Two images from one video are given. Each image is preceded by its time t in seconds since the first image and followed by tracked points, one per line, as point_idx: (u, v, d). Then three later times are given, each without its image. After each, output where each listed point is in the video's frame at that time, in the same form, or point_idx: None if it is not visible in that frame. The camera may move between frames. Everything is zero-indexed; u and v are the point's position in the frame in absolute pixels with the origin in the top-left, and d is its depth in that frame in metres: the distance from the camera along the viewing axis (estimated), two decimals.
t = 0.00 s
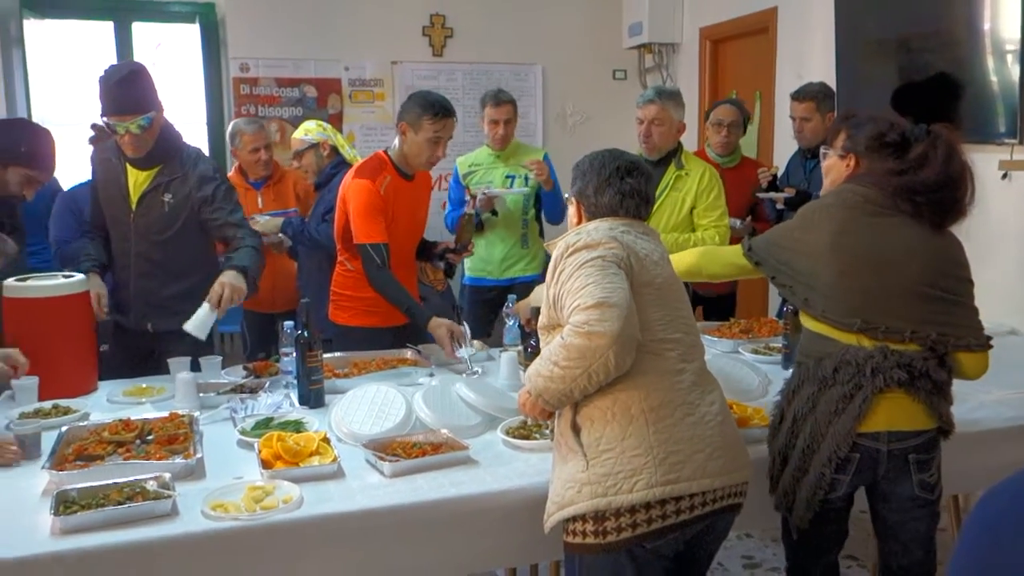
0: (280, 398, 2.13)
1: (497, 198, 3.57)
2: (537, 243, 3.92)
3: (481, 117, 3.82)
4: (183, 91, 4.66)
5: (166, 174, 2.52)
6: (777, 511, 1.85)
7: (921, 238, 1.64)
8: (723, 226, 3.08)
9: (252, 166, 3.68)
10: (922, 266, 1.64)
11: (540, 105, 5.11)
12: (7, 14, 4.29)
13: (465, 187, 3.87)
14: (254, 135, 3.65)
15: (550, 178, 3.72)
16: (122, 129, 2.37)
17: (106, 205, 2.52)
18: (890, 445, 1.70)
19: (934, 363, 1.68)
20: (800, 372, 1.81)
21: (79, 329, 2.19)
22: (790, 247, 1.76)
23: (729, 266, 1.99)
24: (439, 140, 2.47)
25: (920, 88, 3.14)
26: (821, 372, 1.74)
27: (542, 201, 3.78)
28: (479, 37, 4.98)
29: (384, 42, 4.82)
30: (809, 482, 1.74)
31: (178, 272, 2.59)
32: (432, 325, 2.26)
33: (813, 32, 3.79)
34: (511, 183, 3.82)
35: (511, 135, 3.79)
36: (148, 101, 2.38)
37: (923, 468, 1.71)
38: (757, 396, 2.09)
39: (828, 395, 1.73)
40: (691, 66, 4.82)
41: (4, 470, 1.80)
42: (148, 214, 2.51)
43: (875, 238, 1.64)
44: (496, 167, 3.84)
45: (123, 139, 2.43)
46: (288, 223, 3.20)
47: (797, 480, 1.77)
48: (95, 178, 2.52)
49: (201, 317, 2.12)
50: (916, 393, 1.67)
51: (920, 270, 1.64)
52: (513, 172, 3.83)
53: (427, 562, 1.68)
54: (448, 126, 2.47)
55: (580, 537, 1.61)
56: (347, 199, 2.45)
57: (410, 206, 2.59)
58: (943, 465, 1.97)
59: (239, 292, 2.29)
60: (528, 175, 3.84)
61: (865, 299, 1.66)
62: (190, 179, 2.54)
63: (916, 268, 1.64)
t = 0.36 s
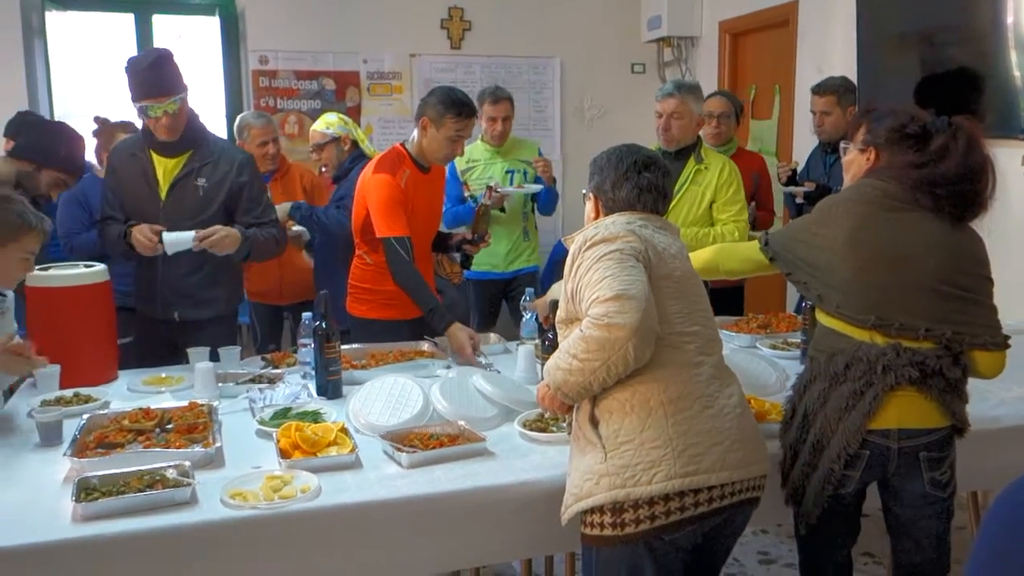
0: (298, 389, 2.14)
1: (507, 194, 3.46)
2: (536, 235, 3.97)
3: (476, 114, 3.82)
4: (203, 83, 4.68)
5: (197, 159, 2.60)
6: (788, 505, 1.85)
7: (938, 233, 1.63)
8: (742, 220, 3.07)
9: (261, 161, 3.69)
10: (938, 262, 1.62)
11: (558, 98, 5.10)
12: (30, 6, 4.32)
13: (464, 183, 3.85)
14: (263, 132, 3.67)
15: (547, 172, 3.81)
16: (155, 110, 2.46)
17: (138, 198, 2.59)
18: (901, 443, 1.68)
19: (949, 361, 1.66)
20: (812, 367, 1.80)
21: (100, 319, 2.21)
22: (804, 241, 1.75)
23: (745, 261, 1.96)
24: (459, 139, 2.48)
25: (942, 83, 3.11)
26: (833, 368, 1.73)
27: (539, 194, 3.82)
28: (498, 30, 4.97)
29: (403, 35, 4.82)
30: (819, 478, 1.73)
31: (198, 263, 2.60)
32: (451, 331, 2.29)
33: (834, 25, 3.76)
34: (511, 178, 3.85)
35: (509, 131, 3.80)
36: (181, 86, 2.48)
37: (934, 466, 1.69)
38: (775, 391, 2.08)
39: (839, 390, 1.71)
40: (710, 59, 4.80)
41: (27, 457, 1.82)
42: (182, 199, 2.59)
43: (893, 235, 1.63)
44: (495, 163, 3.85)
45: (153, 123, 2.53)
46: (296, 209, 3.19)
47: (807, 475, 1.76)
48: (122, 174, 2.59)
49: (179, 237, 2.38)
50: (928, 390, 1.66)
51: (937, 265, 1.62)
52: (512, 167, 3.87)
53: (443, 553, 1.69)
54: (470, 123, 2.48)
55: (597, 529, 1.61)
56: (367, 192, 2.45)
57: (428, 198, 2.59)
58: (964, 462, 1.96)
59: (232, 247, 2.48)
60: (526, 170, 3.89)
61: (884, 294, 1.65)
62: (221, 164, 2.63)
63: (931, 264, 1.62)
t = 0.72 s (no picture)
0: (315, 381, 2.15)
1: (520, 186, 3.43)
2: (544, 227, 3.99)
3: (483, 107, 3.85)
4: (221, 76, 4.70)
5: (216, 147, 2.64)
6: (803, 501, 1.84)
7: (959, 229, 1.62)
8: (761, 215, 3.05)
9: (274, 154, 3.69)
10: (959, 258, 1.61)
11: (574, 93, 5.09)
12: None
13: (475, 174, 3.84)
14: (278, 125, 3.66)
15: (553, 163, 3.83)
16: (189, 92, 2.53)
17: (155, 187, 2.59)
18: (920, 440, 1.67)
19: (969, 358, 1.65)
20: (831, 363, 1.79)
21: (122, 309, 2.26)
22: (824, 237, 1.74)
23: (766, 258, 1.95)
24: (476, 128, 2.48)
25: (963, 78, 3.08)
26: (851, 365, 1.72)
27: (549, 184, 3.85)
28: (515, 24, 4.96)
29: (420, 29, 4.82)
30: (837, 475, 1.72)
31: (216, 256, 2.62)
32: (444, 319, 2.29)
33: (854, 20, 3.74)
34: (520, 170, 3.85)
35: (515, 123, 3.82)
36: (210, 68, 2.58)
37: (954, 463, 1.68)
38: (793, 387, 2.07)
39: (857, 387, 1.70)
40: (728, 53, 4.77)
41: (48, 446, 1.83)
42: (204, 183, 2.62)
43: (911, 230, 1.62)
44: (503, 155, 3.86)
45: (179, 109, 2.57)
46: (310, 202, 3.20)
47: (825, 472, 1.75)
48: (138, 165, 2.59)
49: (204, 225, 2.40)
50: (947, 387, 1.64)
51: (957, 261, 1.61)
52: (520, 159, 3.87)
53: (460, 545, 1.69)
54: (486, 116, 2.48)
55: (614, 523, 1.61)
56: (380, 182, 2.45)
57: (443, 191, 2.59)
58: (983, 460, 1.94)
59: (254, 236, 2.50)
60: (534, 161, 3.89)
61: (902, 290, 1.63)
62: (238, 152, 2.68)
63: (952, 260, 1.61)
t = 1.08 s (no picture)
0: (336, 376, 2.16)
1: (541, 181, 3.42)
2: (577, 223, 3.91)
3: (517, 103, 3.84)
4: (243, 73, 4.73)
5: (230, 143, 2.64)
6: (824, 500, 1.83)
7: (983, 227, 1.60)
8: (784, 213, 3.03)
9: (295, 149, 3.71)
10: (984, 257, 1.59)
11: (594, 89, 5.08)
12: None
13: (506, 168, 3.87)
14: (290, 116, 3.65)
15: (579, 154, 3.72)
16: (206, 87, 2.58)
17: (173, 183, 2.61)
18: (942, 440, 1.65)
19: (993, 358, 1.63)
20: (853, 362, 1.77)
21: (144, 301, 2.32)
22: (847, 236, 1.73)
23: (790, 260, 1.94)
24: (491, 123, 2.47)
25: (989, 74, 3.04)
26: (873, 363, 1.71)
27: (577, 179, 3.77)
28: (535, 21, 4.95)
29: (440, 25, 4.82)
30: (858, 474, 1.71)
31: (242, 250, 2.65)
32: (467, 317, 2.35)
33: (877, 16, 3.70)
34: (549, 166, 3.81)
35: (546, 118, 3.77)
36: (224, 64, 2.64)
37: (976, 464, 1.66)
38: (815, 386, 2.06)
39: (879, 386, 1.69)
40: (749, 49, 4.74)
41: (73, 439, 1.85)
42: (219, 178, 2.63)
43: (936, 229, 1.60)
44: (535, 150, 3.83)
45: (194, 104, 2.60)
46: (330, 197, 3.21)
47: (845, 471, 1.74)
48: (156, 163, 2.61)
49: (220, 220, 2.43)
50: (970, 387, 1.62)
51: (982, 261, 1.59)
52: (552, 154, 3.83)
53: (480, 541, 1.70)
54: (502, 112, 2.48)
55: (635, 521, 1.61)
56: (399, 181, 2.46)
57: (462, 188, 2.59)
58: (1008, 462, 1.93)
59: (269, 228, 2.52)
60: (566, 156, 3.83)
61: (927, 290, 1.62)
62: (253, 147, 2.68)
63: (976, 259, 1.59)
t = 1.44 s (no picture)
0: (356, 373, 2.17)
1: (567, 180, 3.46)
2: (609, 223, 3.85)
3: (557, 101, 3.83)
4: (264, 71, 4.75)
5: (268, 142, 2.66)
6: (846, 499, 1.82)
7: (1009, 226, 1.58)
8: (807, 213, 3.02)
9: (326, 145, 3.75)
10: (1009, 256, 1.57)
11: (614, 88, 5.07)
12: None
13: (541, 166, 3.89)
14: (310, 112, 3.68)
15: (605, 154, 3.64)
16: (239, 87, 2.56)
17: (209, 178, 2.63)
18: (964, 439, 1.63)
19: (1017, 358, 1.61)
20: (875, 362, 1.76)
21: (167, 298, 2.35)
22: (871, 235, 1.72)
23: (814, 261, 1.94)
24: (513, 123, 2.47)
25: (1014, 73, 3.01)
26: (896, 361, 1.70)
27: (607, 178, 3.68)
28: (555, 19, 4.95)
29: (460, 23, 4.82)
30: (881, 474, 1.70)
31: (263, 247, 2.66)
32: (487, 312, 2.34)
33: (900, 14, 3.67)
34: (582, 165, 3.79)
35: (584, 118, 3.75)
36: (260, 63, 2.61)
37: (999, 464, 1.63)
38: (837, 387, 2.04)
39: (902, 384, 1.68)
40: (770, 48, 4.72)
41: (97, 434, 1.87)
42: (254, 176, 2.64)
43: (961, 228, 1.58)
44: (569, 150, 3.81)
45: (230, 102, 2.61)
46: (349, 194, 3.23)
47: (867, 470, 1.73)
48: (194, 157, 2.65)
49: (252, 216, 2.43)
50: (993, 385, 1.60)
51: (1007, 261, 1.57)
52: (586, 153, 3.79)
53: (500, 539, 1.70)
54: (524, 111, 2.47)
55: (656, 520, 1.61)
56: (419, 179, 2.47)
57: (483, 189, 2.59)
58: None
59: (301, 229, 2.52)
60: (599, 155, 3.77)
61: (951, 290, 1.61)
62: (290, 146, 2.69)
63: (1001, 259, 1.57)
